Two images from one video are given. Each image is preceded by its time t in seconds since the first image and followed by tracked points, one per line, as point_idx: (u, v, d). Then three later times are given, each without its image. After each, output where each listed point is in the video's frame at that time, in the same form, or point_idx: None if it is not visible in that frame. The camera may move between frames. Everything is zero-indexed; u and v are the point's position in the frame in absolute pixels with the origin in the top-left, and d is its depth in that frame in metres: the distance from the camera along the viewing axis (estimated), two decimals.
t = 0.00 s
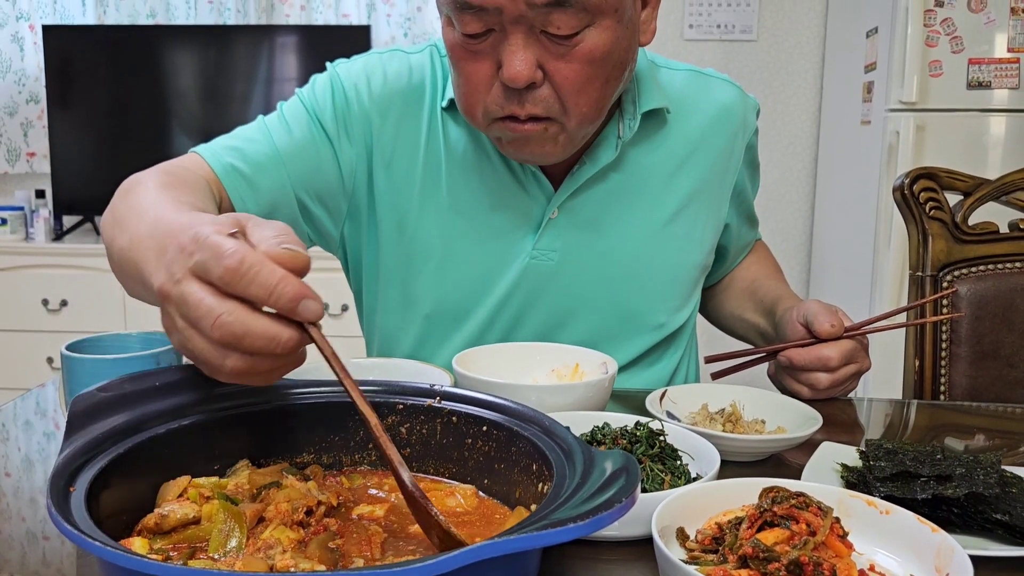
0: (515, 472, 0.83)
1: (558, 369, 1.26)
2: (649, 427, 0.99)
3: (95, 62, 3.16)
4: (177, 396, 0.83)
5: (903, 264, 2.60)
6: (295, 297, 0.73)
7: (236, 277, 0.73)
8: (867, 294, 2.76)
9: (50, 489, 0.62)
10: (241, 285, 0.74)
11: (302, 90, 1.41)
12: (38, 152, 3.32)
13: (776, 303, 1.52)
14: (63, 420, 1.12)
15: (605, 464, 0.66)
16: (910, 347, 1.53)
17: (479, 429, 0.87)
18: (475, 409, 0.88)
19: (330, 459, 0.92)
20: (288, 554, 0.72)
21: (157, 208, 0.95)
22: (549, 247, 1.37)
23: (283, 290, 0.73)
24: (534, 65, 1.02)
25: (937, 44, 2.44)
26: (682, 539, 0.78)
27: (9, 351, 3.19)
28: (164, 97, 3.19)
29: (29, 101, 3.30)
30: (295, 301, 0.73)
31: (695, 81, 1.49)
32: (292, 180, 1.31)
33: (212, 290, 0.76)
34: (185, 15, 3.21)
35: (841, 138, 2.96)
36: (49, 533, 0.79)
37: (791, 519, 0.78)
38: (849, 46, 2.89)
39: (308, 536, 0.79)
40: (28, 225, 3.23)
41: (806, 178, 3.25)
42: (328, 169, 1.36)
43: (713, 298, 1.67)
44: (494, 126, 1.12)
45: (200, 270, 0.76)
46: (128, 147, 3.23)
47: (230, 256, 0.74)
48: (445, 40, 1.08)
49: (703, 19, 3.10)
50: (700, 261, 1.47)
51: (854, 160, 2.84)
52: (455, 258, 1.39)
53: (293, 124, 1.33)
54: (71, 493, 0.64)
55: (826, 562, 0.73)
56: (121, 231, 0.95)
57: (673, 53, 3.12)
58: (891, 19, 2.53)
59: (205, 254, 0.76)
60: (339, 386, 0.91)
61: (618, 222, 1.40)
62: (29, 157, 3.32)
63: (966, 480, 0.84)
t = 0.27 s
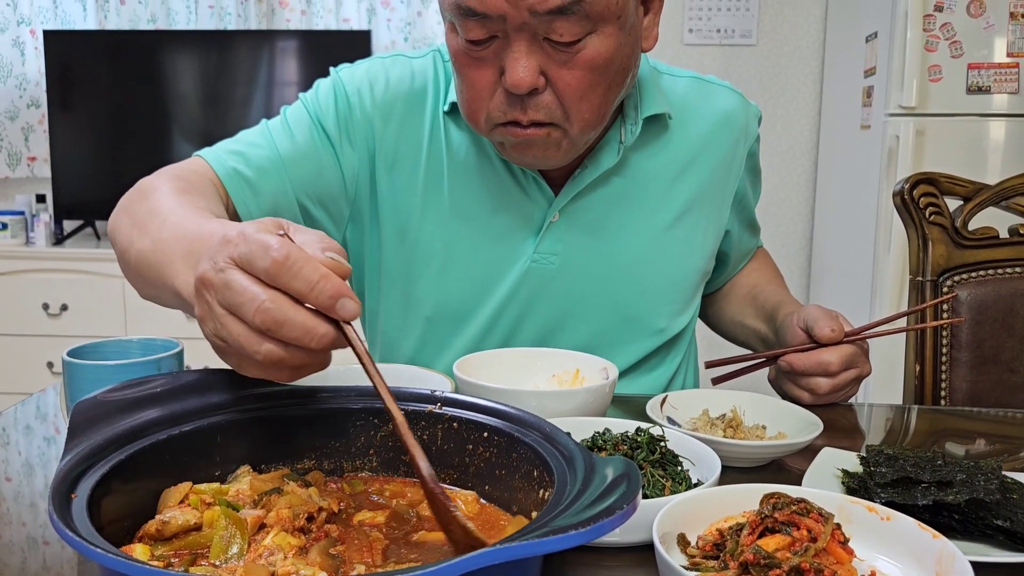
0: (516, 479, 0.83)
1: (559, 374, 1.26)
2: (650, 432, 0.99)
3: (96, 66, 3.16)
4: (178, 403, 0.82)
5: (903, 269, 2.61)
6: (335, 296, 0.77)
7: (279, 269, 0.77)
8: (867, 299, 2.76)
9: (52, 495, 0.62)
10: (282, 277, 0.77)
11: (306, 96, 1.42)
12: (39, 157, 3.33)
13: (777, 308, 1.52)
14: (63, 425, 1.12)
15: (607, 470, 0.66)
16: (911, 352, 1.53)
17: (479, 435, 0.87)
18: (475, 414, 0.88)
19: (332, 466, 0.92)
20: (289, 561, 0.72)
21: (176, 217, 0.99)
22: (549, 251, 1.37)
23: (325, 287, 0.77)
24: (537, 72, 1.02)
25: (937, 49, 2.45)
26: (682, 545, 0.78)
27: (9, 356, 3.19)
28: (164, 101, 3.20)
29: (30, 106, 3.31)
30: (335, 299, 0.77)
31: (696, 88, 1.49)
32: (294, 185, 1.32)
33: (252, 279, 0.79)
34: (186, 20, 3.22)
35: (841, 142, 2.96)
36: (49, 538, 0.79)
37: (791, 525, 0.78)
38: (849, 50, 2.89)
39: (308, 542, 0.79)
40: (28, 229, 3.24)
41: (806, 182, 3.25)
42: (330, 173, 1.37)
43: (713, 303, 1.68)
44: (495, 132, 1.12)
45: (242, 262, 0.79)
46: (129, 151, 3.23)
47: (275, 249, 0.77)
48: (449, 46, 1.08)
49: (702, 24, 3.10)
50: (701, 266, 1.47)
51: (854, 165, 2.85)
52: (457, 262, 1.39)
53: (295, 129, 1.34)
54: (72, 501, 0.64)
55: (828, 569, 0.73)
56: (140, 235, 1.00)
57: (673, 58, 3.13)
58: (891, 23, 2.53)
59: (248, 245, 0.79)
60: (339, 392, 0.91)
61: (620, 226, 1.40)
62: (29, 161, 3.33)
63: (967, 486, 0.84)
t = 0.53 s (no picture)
0: (517, 480, 0.83)
1: (559, 374, 1.26)
2: (650, 433, 0.99)
3: (96, 68, 3.17)
4: (176, 402, 0.82)
5: (902, 270, 2.61)
6: (289, 319, 0.78)
7: (226, 315, 0.77)
8: (867, 300, 2.76)
9: (50, 495, 0.62)
10: (230, 318, 0.77)
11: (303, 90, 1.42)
12: (38, 159, 3.33)
13: (776, 309, 1.52)
14: (62, 426, 1.12)
15: (606, 469, 0.66)
16: (911, 353, 1.53)
17: (479, 434, 0.87)
18: (475, 414, 0.88)
19: (331, 465, 0.92)
20: (288, 561, 0.72)
21: (163, 211, 0.97)
22: (547, 248, 1.37)
23: (275, 317, 0.77)
24: (540, 62, 1.02)
25: (937, 50, 2.45)
26: (682, 545, 0.78)
27: (9, 358, 3.19)
28: (164, 103, 3.20)
29: (30, 108, 3.31)
30: (288, 323, 0.77)
31: (695, 87, 1.49)
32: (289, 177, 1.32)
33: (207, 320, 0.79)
34: (186, 22, 3.22)
35: (841, 143, 2.96)
36: (49, 538, 0.79)
37: (791, 525, 0.78)
38: (849, 51, 2.89)
39: (308, 542, 0.79)
40: (27, 231, 3.24)
41: (806, 183, 3.25)
42: (326, 168, 1.37)
43: (712, 304, 1.68)
44: (497, 125, 1.12)
45: (191, 300, 0.79)
46: (129, 153, 3.24)
47: (217, 296, 0.76)
48: (451, 38, 1.08)
49: (702, 25, 3.10)
50: (699, 266, 1.47)
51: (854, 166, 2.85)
52: (454, 257, 1.39)
53: (291, 122, 1.34)
54: (71, 500, 0.64)
55: (828, 568, 0.73)
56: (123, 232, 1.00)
57: (673, 59, 3.13)
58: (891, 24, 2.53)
59: (191, 289, 0.78)
60: (338, 392, 0.91)
61: (618, 222, 1.40)
62: (29, 163, 3.33)
63: (967, 486, 0.84)
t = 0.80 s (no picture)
0: (517, 483, 0.83)
1: (559, 376, 1.26)
2: (649, 435, 0.99)
3: (96, 71, 3.17)
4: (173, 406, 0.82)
5: (902, 273, 2.61)
6: (244, 380, 0.73)
7: (175, 388, 0.72)
8: (867, 302, 2.76)
9: (50, 498, 0.62)
10: (181, 391, 0.73)
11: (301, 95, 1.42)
12: (39, 161, 3.34)
13: (776, 311, 1.52)
14: (62, 428, 1.12)
15: (606, 472, 0.66)
16: (910, 355, 1.53)
17: (479, 437, 0.87)
18: (474, 417, 0.88)
19: (331, 468, 0.93)
20: (288, 564, 0.72)
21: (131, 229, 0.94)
22: (547, 252, 1.37)
23: (226, 383, 0.72)
24: (550, 68, 1.02)
25: (936, 52, 2.45)
26: (682, 547, 0.78)
27: (9, 360, 3.19)
28: (164, 105, 3.20)
29: (31, 110, 3.31)
30: (244, 383, 0.73)
31: (693, 90, 1.49)
32: (287, 182, 1.32)
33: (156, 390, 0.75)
34: (187, 24, 3.23)
35: (841, 145, 2.96)
36: (49, 541, 0.79)
37: (791, 528, 0.78)
38: (849, 53, 2.90)
39: (308, 546, 0.79)
40: (28, 233, 3.24)
41: (806, 185, 3.26)
42: (325, 172, 1.37)
43: (711, 306, 1.68)
44: (509, 133, 1.12)
45: (139, 372, 0.75)
46: (129, 155, 3.24)
47: (165, 372, 0.72)
48: (456, 49, 1.07)
49: (702, 27, 3.11)
50: (698, 268, 1.47)
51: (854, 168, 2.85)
52: (452, 262, 1.39)
53: (289, 127, 1.34)
54: (71, 502, 0.64)
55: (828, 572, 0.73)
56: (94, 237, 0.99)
57: (672, 61, 3.13)
58: (890, 26, 2.53)
59: (136, 362, 0.74)
60: (338, 394, 0.91)
61: (617, 226, 1.40)
62: (29, 165, 3.33)
63: (966, 488, 0.84)
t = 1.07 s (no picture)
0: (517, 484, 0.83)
1: (560, 379, 1.26)
2: (650, 437, 0.99)
3: (97, 73, 3.17)
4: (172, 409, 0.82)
5: (902, 274, 2.61)
6: (219, 405, 0.71)
7: (151, 419, 0.70)
8: (867, 304, 2.76)
9: (50, 501, 0.62)
10: (158, 421, 0.71)
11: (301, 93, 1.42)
12: (39, 163, 3.34)
13: (777, 312, 1.52)
14: (63, 431, 1.12)
15: (606, 475, 0.66)
16: (911, 357, 1.54)
17: (479, 440, 0.87)
18: (475, 419, 0.88)
19: (332, 470, 0.92)
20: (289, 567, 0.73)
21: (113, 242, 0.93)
22: (547, 254, 1.37)
23: (202, 406, 0.70)
24: (543, 75, 1.02)
25: (936, 53, 2.45)
26: (682, 550, 0.78)
27: (9, 362, 3.19)
28: (165, 107, 3.20)
29: (31, 112, 3.31)
30: (221, 407, 0.71)
31: (694, 91, 1.50)
32: (286, 180, 1.31)
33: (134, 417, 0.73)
34: (187, 26, 3.23)
35: (841, 146, 2.96)
36: (49, 543, 0.79)
37: (791, 530, 0.78)
38: (849, 55, 2.90)
39: (308, 548, 0.79)
40: (28, 235, 3.24)
41: (806, 187, 3.26)
42: (324, 170, 1.37)
43: (712, 308, 1.68)
44: (503, 137, 1.13)
45: (114, 401, 0.72)
46: (130, 157, 3.24)
47: (137, 404, 0.69)
48: (451, 51, 1.08)
49: (702, 29, 3.11)
50: (698, 270, 1.47)
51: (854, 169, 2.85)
52: (451, 262, 1.39)
53: (288, 124, 1.34)
54: (71, 506, 0.64)
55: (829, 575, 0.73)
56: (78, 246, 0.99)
57: (672, 63, 3.13)
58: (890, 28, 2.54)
59: (108, 394, 0.72)
60: (338, 397, 0.91)
61: (617, 228, 1.40)
62: (30, 167, 3.33)
63: (967, 491, 0.84)
